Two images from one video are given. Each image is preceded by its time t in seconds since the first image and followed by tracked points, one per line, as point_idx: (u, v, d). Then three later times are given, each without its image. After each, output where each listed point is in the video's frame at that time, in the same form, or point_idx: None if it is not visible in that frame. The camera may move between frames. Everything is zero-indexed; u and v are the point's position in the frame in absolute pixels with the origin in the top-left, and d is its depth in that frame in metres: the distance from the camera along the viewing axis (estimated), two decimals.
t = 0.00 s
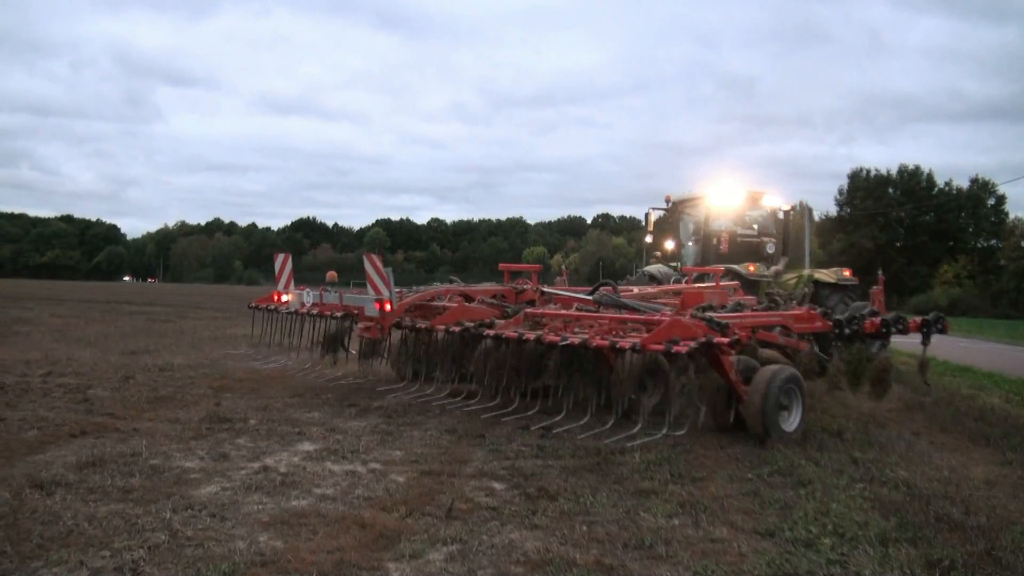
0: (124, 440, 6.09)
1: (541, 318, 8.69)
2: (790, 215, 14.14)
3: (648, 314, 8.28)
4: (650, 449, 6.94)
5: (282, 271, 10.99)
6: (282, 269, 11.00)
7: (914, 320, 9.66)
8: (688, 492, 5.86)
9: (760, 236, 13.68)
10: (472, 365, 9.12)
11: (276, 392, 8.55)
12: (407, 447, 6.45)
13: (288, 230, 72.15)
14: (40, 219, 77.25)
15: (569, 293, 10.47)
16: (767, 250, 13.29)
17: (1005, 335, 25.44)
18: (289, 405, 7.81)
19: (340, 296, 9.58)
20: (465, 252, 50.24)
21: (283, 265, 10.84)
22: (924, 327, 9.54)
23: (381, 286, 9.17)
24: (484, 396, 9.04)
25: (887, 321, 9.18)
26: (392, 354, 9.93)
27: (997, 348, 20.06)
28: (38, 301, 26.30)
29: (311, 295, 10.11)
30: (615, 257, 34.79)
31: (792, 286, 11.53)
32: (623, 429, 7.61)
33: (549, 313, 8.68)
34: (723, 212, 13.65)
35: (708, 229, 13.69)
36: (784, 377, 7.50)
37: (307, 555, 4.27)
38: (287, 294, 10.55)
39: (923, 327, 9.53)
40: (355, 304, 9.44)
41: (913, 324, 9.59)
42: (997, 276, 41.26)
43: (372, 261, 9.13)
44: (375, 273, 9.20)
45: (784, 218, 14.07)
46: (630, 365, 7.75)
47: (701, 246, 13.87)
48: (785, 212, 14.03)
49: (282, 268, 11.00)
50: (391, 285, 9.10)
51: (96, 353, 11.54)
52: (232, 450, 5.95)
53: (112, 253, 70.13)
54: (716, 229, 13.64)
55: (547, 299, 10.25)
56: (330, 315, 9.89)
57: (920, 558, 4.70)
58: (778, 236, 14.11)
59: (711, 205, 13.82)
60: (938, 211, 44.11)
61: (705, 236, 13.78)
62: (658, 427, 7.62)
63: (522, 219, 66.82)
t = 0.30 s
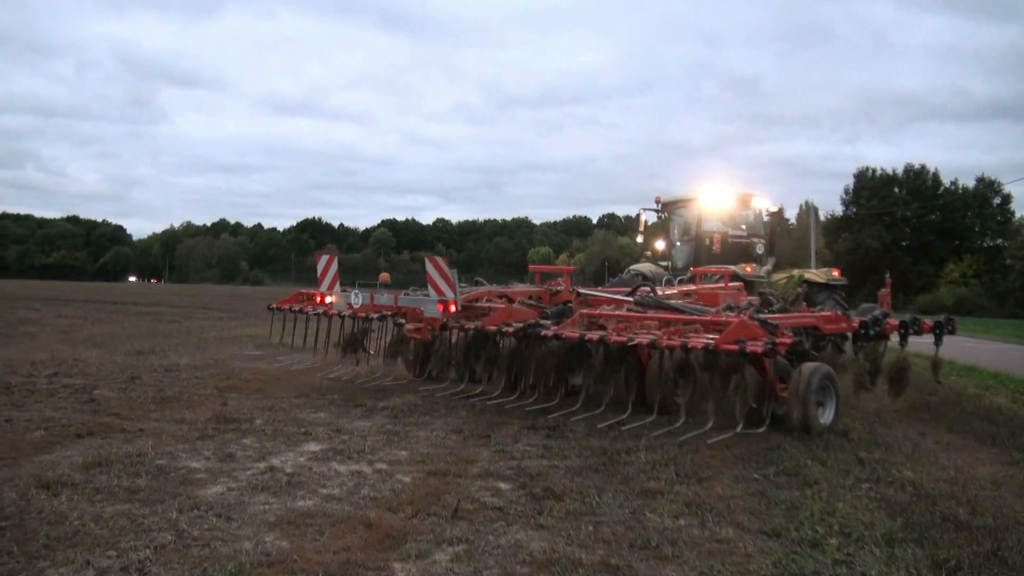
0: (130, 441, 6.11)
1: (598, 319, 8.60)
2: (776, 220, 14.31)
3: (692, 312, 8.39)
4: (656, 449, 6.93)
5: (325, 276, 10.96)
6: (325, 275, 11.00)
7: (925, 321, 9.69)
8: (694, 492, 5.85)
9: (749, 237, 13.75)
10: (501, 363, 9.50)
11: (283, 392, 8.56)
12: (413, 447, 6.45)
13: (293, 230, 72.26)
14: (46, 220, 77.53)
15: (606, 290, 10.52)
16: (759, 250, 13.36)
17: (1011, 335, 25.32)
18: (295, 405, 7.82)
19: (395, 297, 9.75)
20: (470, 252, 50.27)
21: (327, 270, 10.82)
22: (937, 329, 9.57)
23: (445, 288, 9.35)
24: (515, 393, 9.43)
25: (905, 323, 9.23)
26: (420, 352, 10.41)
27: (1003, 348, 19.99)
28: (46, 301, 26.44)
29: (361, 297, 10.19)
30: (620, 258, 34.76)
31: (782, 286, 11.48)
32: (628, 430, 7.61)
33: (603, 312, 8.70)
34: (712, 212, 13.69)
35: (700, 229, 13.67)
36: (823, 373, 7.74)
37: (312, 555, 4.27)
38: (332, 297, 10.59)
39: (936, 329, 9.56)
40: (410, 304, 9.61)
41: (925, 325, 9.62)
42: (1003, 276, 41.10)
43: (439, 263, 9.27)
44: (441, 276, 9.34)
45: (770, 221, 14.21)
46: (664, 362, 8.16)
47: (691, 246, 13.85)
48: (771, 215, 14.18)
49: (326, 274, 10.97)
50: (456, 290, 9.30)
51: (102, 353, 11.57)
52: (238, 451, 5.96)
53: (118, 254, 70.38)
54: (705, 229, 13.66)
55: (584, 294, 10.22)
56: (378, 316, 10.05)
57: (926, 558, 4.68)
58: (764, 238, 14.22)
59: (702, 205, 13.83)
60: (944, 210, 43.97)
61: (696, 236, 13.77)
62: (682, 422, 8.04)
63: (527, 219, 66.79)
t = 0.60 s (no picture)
0: (138, 441, 6.11)
1: (658, 323, 8.45)
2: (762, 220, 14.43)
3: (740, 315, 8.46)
4: (664, 450, 6.92)
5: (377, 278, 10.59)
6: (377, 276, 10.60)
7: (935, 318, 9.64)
8: (703, 493, 5.83)
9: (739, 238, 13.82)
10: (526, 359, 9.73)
11: (291, 393, 8.58)
12: (421, 447, 6.45)
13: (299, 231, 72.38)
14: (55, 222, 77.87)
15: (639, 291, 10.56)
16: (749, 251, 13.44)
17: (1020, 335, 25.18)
18: (302, 406, 7.83)
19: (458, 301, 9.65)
20: (476, 253, 50.29)
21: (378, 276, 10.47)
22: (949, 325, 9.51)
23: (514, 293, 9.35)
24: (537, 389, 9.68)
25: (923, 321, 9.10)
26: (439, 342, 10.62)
27: (1011, 348, 19.89)
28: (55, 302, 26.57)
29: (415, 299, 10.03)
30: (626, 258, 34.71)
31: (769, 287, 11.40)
32: (637, 430, 7.60)
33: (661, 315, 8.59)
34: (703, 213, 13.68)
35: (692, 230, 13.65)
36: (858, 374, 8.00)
37: (321, 555, 4.27)
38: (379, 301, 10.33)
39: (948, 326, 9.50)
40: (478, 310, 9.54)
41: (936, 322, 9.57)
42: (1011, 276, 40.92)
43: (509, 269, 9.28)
44: (510, 281, 9.35)
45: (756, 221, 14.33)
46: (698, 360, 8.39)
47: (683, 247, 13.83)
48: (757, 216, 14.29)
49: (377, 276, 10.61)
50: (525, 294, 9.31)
51: (109, 353, 11.62)
52: (246, 451, 5.96)
53: (126, 255, 70.64)
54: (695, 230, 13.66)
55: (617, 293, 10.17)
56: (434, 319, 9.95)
57: (935, 559, 4.66)
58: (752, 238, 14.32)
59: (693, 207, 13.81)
60: (951, 210, 43.79)
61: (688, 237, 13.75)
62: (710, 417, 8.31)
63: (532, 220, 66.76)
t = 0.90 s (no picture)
0: (147, 441, 6.11)
1: (707, 322, 8.61)
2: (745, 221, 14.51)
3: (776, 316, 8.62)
4: (672, 450, 6.91)
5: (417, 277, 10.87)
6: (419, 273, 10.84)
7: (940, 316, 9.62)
8: (711, 493, 5.81)
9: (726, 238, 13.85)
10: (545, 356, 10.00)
11: (299, 393, 8.59)
12: (429, 447, 6.45)
13: (306, 231, 72.52)
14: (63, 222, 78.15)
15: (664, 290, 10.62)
16: (736, 252, 13.49)
17: None
18: (310, 406, 7.84)
19: (513, 302, 9.60)
20: (483, 253, 50.29)
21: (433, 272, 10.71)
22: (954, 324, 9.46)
23: (574, 292, 9.40)
24: (557, 387, 9.94)
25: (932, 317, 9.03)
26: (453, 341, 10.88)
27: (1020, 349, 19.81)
28: (64, 302, 26.68)
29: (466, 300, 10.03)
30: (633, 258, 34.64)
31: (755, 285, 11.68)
32: (645, 430, 7.60)
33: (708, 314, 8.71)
34: (692, 215, 13.64)
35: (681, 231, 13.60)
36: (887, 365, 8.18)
37: (329, 555, 4.27)
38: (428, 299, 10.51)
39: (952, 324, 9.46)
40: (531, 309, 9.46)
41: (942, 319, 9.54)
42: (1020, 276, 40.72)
43: (569, 268, 9.37)
44: (569, 280, 9.41)
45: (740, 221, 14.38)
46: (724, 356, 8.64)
47: (672, 248, 13.76)
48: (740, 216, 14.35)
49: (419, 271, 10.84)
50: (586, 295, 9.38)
51: (116, 354, 11.65)
52: (255, 451, 5.96)
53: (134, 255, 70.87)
54: (685, 232, 13.63)
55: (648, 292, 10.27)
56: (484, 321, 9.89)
57: (943, 560, 4.64)
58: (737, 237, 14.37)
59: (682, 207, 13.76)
60: (960, 210, 43.59)
61: (677, 238, 13.69)
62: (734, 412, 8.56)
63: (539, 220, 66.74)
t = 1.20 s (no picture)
0: (157, 442, 6.11)
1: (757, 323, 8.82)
2: (730, 223, 14.61)
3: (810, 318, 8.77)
4: (682, 451, 6.90)
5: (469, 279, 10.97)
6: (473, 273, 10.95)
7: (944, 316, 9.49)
8: (721, 495, 5.79)
9: (714, 240, 13.89)
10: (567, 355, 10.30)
11: (310, 393, 8.60)
12: (439, 447, 6.46)
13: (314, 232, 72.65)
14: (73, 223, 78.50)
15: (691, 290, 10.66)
16: (724, 253, 13.57)
17: None
18: (321, 406, 7.85)
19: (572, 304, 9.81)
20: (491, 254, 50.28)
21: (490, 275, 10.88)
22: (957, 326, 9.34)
23: (638, 294, 9.57)
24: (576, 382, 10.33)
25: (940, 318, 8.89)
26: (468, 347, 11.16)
27: None
28: (74, 302, 26.77)
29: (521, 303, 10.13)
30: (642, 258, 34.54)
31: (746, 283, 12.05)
32: (655, 431, 7.58)
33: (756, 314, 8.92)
34: (683, 216, 13.61)
35: (672, 232, 13.55)
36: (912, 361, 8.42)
37: (340, 556, 4.27)
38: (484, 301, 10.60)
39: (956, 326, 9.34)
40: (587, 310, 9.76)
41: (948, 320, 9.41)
42: None
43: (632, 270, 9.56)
44: (634, 283, 9.59)
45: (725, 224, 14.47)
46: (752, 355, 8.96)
47: (663, 249, 13.71)
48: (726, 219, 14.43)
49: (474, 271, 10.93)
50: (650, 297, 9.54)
51: (126, 354, 11.69)
52: (265, 452, 5.96)
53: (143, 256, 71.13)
54: (675, 233, 13.62)
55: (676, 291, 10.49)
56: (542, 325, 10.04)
57: (954, 561, 4.61)
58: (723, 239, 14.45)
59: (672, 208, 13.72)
60: (970, 210, 43.35)
61: (668, 239, 13.65)
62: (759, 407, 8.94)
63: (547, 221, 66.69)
